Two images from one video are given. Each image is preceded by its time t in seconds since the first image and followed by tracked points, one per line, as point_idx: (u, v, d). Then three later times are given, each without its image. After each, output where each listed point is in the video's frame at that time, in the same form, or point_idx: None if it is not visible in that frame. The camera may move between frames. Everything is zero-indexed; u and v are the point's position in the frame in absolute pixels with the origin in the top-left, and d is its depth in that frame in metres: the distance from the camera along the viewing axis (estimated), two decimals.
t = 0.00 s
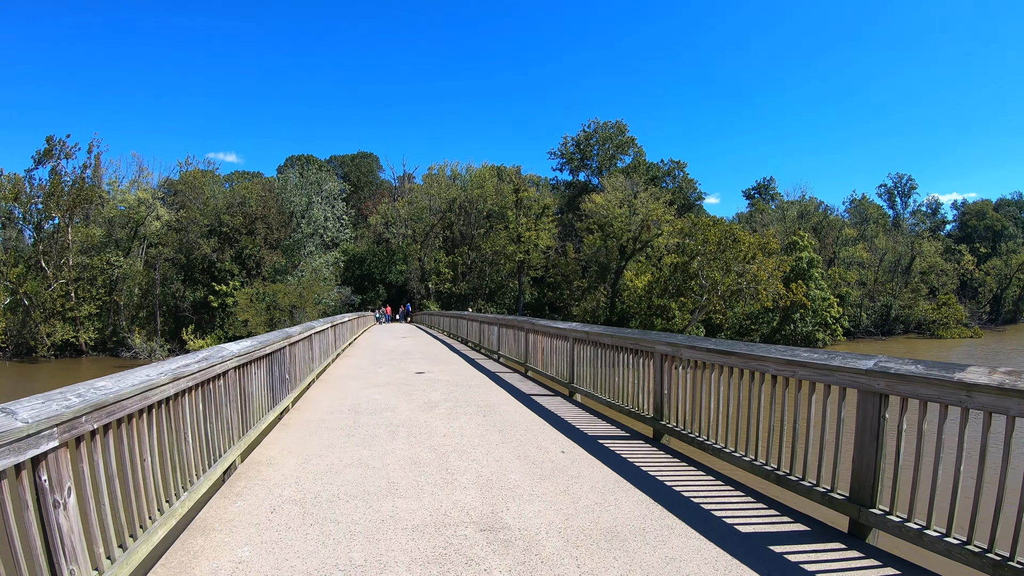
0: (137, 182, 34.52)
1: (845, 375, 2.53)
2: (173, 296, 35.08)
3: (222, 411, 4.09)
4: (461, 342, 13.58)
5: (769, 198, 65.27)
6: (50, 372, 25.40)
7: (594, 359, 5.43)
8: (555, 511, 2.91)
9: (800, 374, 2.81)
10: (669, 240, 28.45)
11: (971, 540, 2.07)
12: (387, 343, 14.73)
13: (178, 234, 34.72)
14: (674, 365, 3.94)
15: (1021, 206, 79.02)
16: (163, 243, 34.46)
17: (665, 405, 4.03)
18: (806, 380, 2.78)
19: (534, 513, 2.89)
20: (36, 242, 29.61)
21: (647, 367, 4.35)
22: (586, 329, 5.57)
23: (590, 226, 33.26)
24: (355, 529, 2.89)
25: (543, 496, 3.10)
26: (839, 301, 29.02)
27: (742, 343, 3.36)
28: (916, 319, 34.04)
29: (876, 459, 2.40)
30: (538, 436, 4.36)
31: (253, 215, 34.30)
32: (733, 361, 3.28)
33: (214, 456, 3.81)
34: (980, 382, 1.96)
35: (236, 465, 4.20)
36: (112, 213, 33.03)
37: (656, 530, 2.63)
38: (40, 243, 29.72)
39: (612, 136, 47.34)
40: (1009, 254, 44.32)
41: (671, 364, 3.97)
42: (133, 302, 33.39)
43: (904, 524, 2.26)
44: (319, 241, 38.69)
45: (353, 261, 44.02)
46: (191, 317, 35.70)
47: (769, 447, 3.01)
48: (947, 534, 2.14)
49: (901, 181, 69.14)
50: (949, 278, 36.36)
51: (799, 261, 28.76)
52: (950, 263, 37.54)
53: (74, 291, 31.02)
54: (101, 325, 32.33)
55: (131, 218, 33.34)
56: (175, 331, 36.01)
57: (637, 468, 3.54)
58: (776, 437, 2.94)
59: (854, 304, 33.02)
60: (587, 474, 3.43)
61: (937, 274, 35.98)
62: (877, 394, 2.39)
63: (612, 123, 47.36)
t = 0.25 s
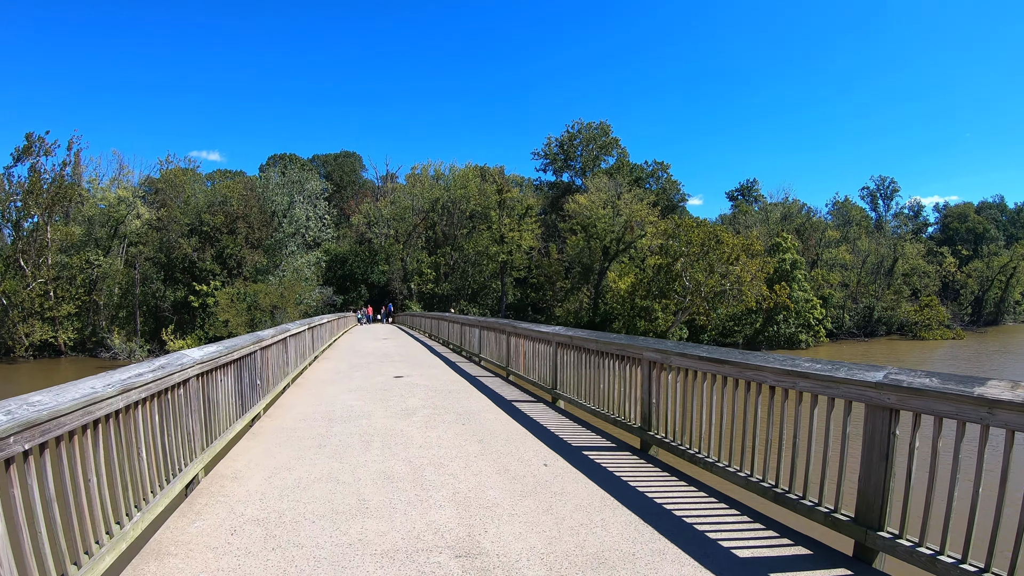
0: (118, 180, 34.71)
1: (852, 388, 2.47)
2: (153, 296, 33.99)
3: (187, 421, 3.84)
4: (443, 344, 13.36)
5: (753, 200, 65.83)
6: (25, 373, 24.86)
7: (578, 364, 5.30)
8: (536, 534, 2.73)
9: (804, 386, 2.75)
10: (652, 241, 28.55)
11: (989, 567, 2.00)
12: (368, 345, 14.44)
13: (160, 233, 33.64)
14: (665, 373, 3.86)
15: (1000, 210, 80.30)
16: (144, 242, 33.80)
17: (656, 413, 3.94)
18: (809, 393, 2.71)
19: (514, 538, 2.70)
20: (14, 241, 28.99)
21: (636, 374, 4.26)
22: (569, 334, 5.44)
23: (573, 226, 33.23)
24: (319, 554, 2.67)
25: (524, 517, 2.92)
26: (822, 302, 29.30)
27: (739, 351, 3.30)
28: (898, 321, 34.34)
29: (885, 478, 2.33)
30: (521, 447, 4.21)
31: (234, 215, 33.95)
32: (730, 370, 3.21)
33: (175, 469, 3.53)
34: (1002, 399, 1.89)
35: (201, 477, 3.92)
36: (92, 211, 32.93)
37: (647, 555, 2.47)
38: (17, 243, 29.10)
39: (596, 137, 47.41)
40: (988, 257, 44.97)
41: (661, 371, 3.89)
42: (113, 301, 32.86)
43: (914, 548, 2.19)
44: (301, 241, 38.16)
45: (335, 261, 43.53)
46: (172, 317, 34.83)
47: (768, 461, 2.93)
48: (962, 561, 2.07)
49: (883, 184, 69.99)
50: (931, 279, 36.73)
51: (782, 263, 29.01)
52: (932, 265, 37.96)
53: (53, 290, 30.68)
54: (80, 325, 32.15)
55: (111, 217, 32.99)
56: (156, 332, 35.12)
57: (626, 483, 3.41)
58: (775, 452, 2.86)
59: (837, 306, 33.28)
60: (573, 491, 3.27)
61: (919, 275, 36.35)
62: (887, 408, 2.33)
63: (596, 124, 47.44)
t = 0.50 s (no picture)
0: (98, 178, 34.26)
1: (857, 396, 2.37)
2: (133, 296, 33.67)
3: (142, 428, 3.55)
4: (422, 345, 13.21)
5: (736, 201, 66.36)
6: None
7: (558, 367, 5.15)
8: (511, 553, 2.57)
9: (803, 393, 2.65)
10: (635, 242, 28.63)
11: None
12: (346, 346, 14.22)
13: (139, 233, 32.95)
14: (650, 377, 3.74)
15: (982, 212, 81.56)
16: (123, 242, 33.25)
17: (641, 419, 3.81)
18: (810, 401, 2.60)
19: (487, 558, 2.53)
20: None
21: (619, 378, 4.13)
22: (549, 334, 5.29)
23: (556, 226, 33.29)
24: None
25: (499, 534, 2.75)
26: (804, 303, 29.60)
27: (731, 355, 3.20)
28: (880, 322, 34.70)
29: (892, 495, 2.21)
30: (499, 455, 4.03)
31: (215, 214, 33.44)
32: (721, 375, 3.09)
33: (126, 481, 3.27)
34: None
35: (156, 488, 3.65)
36: (72, 210, 32.38)
37: None
38: None
39: (579, 138, 47.56)
40: (967, 258, 45.71)
41: (645, 375, 3.76)
42: (92, 302, 32.88)
43: (923, 568, 2.08)
44: (282, 241, 37.69)
45: (317, 262, 43.13)
46: (151, 317, 34.08)
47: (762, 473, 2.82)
48: None
49: (865, 186, 70.94)
50: (913, 280, 37.18)
51: (765, 264, 29.27)
52: (914, 266, 38.46)
53: (30, 291, 29.66)
54: (58, 326, 31.53)
55: (91, 216, 32.63)
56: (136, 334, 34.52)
57: (611, 496, 3.25)
58: (771, 462, 2.74)
59: (819, 306, 33.60)
60: (555, 505, 3.10)
61: (901, 276, 36.80)
62: (895, 416, 2.21)
63: (579, 125, 47.56)
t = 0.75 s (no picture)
0: (81, 177, 33.20)
1: (871, 409, 2.26)
2: (116, 297, 32.85)
3: (93, 439, 3.24)
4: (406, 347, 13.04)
5: (723, 202, 66.79)
6: None
7: (541, 371, 5.03)
8: None
9: (808, 404, 2.54)
10: (622, 243, 28.64)
11: None
12: (329, 347, 14.00)
13: (122, 232, 32.39)
14: (640, 384, 3.62)
15: (966, 215, 82.72)
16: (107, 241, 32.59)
17: (630, 428, 3.69)
18: (815, 413, 2.49)
19: None
20: None
21: (607, 383, 4.02)
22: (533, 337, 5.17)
23: (543, 227, 33.21)
24: None
25: (475, 558, 2.59)
26: (791, 304, 29.80)
27: (727, 361, 3.09)
28: (867, 323, 34.97)
29: (910, 518, 2.10)
30: (480, 467, 3.88)
31: (199, 214, 32.94)
32: (718, 383, 2.98)
33: (76, 498, 3.01)
34: None
35: (112, 502, 3.39)
36: (54, 210, 31.50)
37: None
38: None
39: (567, 138, 47.56)
40: (952, 260, 46.28)
41: (634, 382, 3.65)
42: (76, 302, 32.23)
43: None
44: (267, 241, 37.26)
45: (303, 262, 42.75)
46: (135, 319, 33.43)
47: (763, 491, 2.69)
48: None
49: (852, 189, 71.75)
50: (898, 282, 37.59)
51: (752, 265, 29.44)
52: (900, 268, 38.88)
53: (13, 292, 29.85)
54: (41, 326, 31.55)
55: (74, 215, 31.91)
56: (121, 336, 33.82)
57: (602, 516, 3.09)
58: (775, 478, 2.63)
59: (807, 307, 33.80)
60: (540, 527, 2.93)
61: (888, 278, 37.14)
62: (913, 432, 2.12)
63: (566, 126, 47.57)
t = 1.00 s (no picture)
0: (66, 176, 32.41)
1: (893, 428, 2.15)
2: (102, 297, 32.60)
3: (39, 453, 3.00)
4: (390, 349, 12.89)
5: (711, 203, 67.21)
6: None
7: (525, 377, 4.95)
8: None
9: (822, 422, 2.42)
10: (610, 244, 28.67)
11: None
12: (312, 349, 13.80)
13: (107, 232, 31.85)
14: (630, 394, 3.53)
15: (953, 216, 83.86)
16: (92, 241, 32.12)
17: (621, 442, 3.59)
18: (828, 431, 2.38)
19: None
20: None
21: (595, 393, 3.92)
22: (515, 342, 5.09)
23: (531, 228, 33.16)
24: None
25: None
26: (779, 306, 30.07)
27: (729, 374, 2.99)
28: (854, 324, 35.28)
29: (938, 550, 1.98)
30: (459, 483, 3.74)
31: (185, 214, 32.14)
32: (721, 397, 2.87)
33: (21, 518, 2.81)
34: None
35: (65, 520, 3.19)
36: (39, 209, 30.64)
37: None
38: None
39: (555, 139, 47.57)
40: (941, 262, 46.81)
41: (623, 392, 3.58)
42: (60, 302, 31.94)
43: None
44: (252, 241, 36.80)
45: (289, 263, 42.36)
46: (120, 319, 32.80)
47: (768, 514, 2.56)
48: None
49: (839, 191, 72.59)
50: (885, 284, 38.05)
51: (740, 267, 29.65)
52: (887, 269, 39.34)
53: None
54: (25, 327, 31.06)
55: (58, 215, 30.99)
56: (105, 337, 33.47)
57: (590, 541, 2.94)
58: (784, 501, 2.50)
59: (795, 309, 34.02)
60: (520, 551, 2.81)
61: (875, 279, 37.59)
62: (942, 454, 2.00)
63: (554, 127, 47.58)
